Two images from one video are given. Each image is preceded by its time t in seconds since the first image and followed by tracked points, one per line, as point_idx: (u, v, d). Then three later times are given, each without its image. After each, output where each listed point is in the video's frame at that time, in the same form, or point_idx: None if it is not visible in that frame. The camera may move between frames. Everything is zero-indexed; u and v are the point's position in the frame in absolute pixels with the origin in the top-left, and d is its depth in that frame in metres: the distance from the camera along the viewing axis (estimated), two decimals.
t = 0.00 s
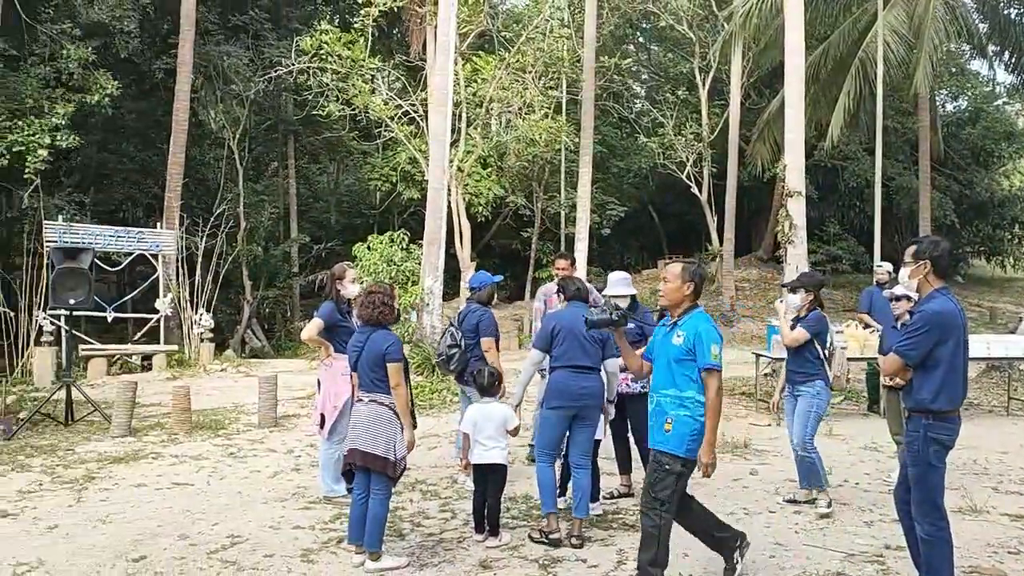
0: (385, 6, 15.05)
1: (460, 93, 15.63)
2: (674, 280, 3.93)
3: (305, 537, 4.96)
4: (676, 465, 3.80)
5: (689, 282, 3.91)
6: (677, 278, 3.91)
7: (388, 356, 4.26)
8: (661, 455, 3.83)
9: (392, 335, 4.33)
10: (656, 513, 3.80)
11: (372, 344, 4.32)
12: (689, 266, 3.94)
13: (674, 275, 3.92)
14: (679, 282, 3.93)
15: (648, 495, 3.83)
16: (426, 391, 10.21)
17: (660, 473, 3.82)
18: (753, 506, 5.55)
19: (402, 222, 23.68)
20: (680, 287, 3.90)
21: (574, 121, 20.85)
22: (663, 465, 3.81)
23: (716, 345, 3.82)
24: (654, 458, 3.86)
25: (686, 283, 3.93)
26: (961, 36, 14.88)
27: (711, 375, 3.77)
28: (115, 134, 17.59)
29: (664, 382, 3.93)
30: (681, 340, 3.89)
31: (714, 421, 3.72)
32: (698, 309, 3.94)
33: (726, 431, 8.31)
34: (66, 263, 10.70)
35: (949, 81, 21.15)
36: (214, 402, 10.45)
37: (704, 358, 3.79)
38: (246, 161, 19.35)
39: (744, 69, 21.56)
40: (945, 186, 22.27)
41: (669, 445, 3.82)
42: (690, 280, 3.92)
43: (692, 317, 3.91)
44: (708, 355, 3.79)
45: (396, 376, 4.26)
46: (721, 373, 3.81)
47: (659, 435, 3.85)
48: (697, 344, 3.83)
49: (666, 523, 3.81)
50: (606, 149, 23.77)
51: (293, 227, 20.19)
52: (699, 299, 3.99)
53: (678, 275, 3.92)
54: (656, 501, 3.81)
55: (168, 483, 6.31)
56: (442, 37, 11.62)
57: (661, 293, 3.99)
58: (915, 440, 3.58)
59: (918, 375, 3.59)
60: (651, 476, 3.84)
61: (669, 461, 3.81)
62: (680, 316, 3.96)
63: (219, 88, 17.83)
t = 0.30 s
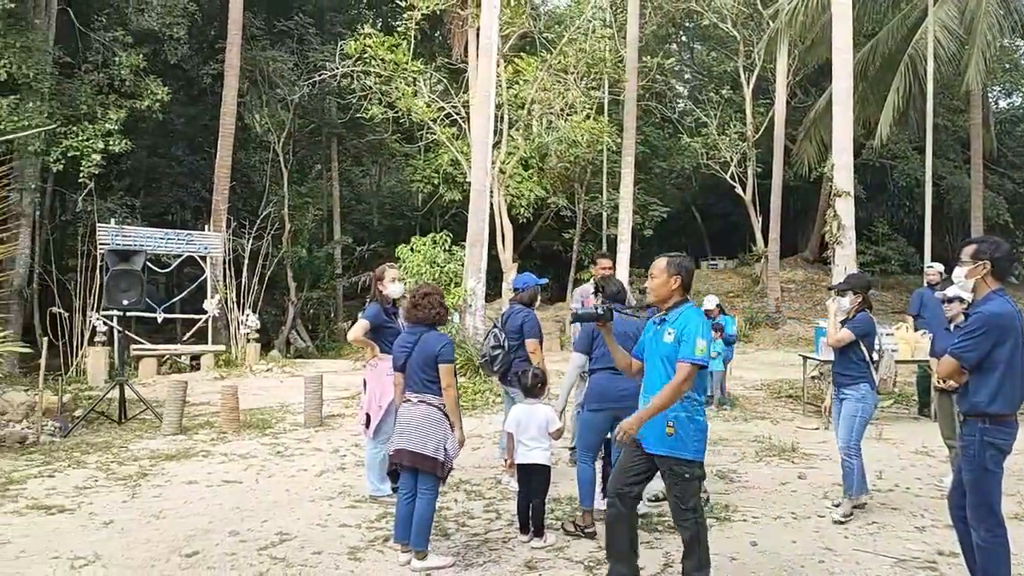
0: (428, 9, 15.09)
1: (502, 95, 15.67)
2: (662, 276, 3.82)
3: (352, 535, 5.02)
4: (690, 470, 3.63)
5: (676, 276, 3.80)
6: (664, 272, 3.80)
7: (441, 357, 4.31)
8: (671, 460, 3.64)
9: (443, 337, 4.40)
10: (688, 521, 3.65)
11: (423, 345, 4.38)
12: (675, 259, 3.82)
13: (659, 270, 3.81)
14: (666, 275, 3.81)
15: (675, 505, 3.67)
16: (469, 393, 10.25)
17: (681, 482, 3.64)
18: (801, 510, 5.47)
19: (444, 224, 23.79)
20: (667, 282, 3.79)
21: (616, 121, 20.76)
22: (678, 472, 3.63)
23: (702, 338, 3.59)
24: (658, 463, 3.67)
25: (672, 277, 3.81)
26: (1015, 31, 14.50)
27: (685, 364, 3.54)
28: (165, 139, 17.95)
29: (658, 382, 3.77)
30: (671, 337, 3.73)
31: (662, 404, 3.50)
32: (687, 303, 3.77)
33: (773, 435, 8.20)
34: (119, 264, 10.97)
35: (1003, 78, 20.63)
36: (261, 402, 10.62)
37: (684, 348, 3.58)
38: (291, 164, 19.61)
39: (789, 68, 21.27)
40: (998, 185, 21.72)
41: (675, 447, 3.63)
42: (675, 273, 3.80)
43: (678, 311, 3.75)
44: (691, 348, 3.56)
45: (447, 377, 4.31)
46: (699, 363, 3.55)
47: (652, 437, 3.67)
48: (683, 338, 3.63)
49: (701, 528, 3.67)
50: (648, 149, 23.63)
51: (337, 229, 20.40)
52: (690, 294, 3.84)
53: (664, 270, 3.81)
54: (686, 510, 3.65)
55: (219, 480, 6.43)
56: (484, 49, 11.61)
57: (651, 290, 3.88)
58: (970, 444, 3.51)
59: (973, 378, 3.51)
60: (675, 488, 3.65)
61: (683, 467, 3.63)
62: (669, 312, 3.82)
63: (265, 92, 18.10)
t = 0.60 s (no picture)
0: (471, 11, 15.11)
1: (544, 96, 15.66)
2: (644, 282, 3.68)
3: (399, 534, 5.06)
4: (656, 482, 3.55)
5: (658, 283, 3.68)
6: (648, 279, 3.67)
7: (503, 359, 4.38)
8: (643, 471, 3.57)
9: (502, 338, 4.47)
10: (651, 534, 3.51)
11: (483, 346, 4.43)
12: (656, 266, 3.70)
13: (643, 276, 3.67)
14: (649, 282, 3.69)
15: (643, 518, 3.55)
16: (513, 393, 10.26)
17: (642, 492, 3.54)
18: (852, 515, 5.38)
19: (486, 225, 23.83)
20: (650, 288, 3.67)
21: (659, 122, 20.62)
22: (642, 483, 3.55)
23: (685, 349, 3.58)
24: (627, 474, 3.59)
25: (655, 283, 3.68)
26: None
27: (676, 378, 3.50)
28: (213, 142, 18.28)
29: (631, 391, 3.67)
30: (649, 346, 3.65)
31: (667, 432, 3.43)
32: (664, 311, 3.70)
33: (821, 438, 8.08)
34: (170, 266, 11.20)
35: None
36: (307, 401, 10.76)
37: (672, 362, 3.54)
38: (335, 166, 19.82)
39: (837, 65, 20.92)
40: None
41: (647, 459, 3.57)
42: (658, 279, 3.69)
43: (658, 320, 3.67)
44: (677, 360, 3.53)
45: (508, 379, 4.38)
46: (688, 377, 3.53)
47: (627, 447, 3.60)
48: (666, 349, 3.58)
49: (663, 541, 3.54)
50: (692, 149, 23.43)
51: (381, 231, 20.57)
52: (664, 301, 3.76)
53: (648, 276, 3.67)
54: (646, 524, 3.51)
55: (267, 477, 6.53)
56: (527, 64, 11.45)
57: (627, 295, 3.73)
58: None
59: None
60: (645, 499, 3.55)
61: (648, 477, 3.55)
62: (645, 320, 3.72)
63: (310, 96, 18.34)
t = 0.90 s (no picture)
0: (514, 12, 15.09)
1: (587, 95, 15.59)
2: (622, 282, 3.70)
3: (445, 532, 5.09)
4: (624, 482, 3.46)
5: (637, 283, 3.70)
6: (628, 279, 3.68)
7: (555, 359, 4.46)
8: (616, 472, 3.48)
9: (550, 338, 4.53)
10: (597, 533, 3.44)
11: (534, 347, 4.47)
12: (635, 265, 3.72)
13: (622, 275, 3.69)
14: (630, 281, 3.69)
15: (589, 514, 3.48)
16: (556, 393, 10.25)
17: (604, 489, 3.48)
18: (905, 519, 5.28)
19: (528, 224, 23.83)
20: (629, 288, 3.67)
21: (704, 120, 20.40)
22: (609, 481, 3.48)
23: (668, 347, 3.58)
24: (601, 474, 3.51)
25: (634, 282, 3.69)
26: None
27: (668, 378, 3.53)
28: (260, 145, 18.56)
29: (611, 392, 3.63)
30: (627, 347, 3.61)
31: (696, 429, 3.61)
32: (643, 311, 3.69)
33: (871, 441, 7.94)
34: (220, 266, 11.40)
35: None
36: (352, 400, 10.87)
37: (657, 361, 3.53)
38: (379, 167, 19.98)
39: (886, 60, 20.50)
40: None
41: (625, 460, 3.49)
42: (637, 279, 3.70)
43: (636, 319, 3.65)
44: (663, 358, 3.54)
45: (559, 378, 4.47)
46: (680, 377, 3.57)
47: (606, 449, 3.53)
48: (648, 348, 3.56)
49: (606, 545, 3.46)
50: (737, 148, 23.14)
51: (425, 231, 20.69)
52: (643, 300, 3.75)
53: (627, 276, 3.69)
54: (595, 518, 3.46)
55: (315, 475, 6.62)
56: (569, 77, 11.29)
57: (610, 297, 3.74)
58: None
59: None
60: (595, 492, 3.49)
61: (615, 476, 3.48)
62: (624, 320, 3.70)
63: (355, 98, 18.52)
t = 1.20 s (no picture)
0: (553, 12, 15.07)
1: (627, 95, 15.51)
2: (600, 281, 3.47)
3: (486, 531, 5.10)
4: (604, 493, 3.30)
5: (617, 283, 3.45)
6: (606, 278, 3.44)
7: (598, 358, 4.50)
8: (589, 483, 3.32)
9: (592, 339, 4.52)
10: (587, 548, 3.30)
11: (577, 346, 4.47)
12: (618, 263, 3.48)
13: (601, 274, 3.45)
14: (609, 281, 3.46)
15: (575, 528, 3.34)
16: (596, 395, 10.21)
17: (586, 502, 3.32)
18: (956, 523, 5.17)
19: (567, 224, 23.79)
20: (607, 288, 3.45)
21: (745, 118, 20.17)
22: (589, 493, 3.32)
23: (640, 354, 3.33)
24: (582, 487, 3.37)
25: (616, 283, 3.46)
26: None
27: (635, 386, 3.28)
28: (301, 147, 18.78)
29: (586, 398, 3.46)
30: (603, 350, 3.42)
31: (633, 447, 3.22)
32: (625, 314, 3.46)
33: (919, 443, 7.79)
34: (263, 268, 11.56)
35: None
36: (392, 399, 10.95)
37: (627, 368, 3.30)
38: (418, 168, 20.09)
39: (933, 56, 20.09)
40: None
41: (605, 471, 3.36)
42: (618, 278, 3.47)
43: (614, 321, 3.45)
44: (631, 366, 3.30)
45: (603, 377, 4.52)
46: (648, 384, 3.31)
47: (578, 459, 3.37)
48: (621, 354, 3.34)
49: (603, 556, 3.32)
50: (779, 146, 22.84)
51: (463, 232, 20.76)
52: (628, 301, 3.52)
53: (605, 274, 3.45)
54: (583, 535, 3.31)
55: (358, 473, 6.68)
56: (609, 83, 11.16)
57: (588, 296, 3.52)
58: None
59: None
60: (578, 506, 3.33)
61: (593, 487, 3.31)
62: (605, 322, 3.48)
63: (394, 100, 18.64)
